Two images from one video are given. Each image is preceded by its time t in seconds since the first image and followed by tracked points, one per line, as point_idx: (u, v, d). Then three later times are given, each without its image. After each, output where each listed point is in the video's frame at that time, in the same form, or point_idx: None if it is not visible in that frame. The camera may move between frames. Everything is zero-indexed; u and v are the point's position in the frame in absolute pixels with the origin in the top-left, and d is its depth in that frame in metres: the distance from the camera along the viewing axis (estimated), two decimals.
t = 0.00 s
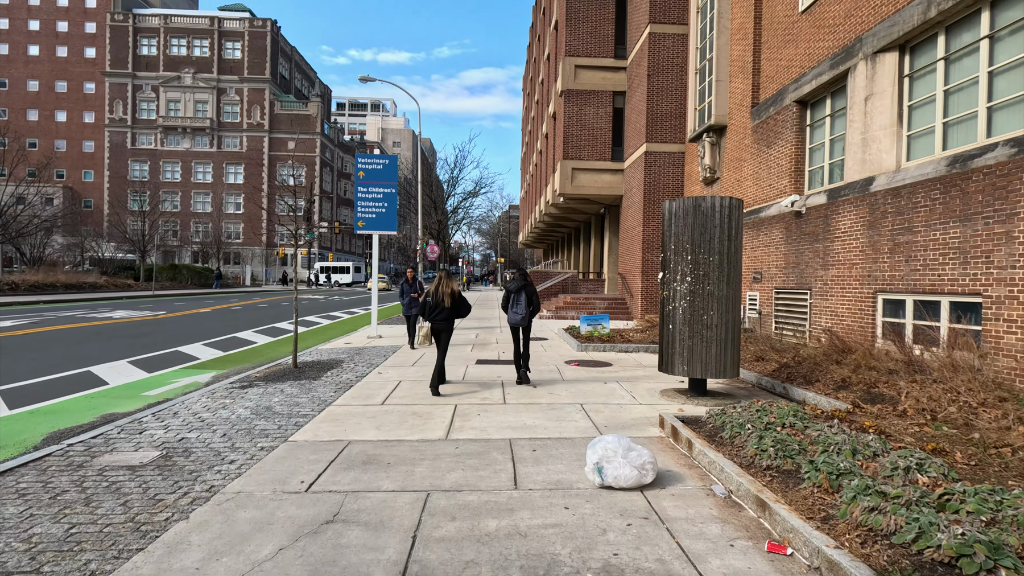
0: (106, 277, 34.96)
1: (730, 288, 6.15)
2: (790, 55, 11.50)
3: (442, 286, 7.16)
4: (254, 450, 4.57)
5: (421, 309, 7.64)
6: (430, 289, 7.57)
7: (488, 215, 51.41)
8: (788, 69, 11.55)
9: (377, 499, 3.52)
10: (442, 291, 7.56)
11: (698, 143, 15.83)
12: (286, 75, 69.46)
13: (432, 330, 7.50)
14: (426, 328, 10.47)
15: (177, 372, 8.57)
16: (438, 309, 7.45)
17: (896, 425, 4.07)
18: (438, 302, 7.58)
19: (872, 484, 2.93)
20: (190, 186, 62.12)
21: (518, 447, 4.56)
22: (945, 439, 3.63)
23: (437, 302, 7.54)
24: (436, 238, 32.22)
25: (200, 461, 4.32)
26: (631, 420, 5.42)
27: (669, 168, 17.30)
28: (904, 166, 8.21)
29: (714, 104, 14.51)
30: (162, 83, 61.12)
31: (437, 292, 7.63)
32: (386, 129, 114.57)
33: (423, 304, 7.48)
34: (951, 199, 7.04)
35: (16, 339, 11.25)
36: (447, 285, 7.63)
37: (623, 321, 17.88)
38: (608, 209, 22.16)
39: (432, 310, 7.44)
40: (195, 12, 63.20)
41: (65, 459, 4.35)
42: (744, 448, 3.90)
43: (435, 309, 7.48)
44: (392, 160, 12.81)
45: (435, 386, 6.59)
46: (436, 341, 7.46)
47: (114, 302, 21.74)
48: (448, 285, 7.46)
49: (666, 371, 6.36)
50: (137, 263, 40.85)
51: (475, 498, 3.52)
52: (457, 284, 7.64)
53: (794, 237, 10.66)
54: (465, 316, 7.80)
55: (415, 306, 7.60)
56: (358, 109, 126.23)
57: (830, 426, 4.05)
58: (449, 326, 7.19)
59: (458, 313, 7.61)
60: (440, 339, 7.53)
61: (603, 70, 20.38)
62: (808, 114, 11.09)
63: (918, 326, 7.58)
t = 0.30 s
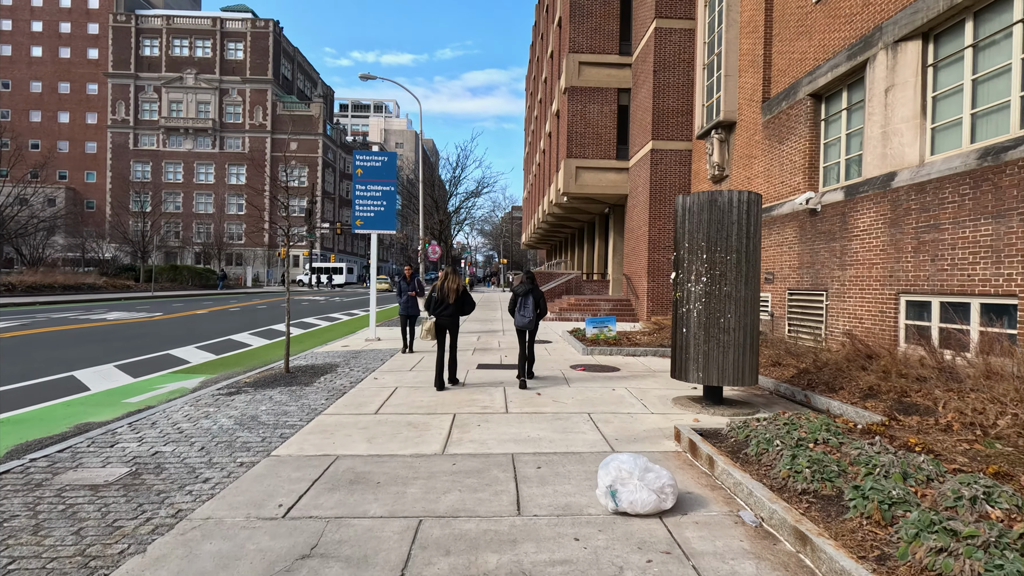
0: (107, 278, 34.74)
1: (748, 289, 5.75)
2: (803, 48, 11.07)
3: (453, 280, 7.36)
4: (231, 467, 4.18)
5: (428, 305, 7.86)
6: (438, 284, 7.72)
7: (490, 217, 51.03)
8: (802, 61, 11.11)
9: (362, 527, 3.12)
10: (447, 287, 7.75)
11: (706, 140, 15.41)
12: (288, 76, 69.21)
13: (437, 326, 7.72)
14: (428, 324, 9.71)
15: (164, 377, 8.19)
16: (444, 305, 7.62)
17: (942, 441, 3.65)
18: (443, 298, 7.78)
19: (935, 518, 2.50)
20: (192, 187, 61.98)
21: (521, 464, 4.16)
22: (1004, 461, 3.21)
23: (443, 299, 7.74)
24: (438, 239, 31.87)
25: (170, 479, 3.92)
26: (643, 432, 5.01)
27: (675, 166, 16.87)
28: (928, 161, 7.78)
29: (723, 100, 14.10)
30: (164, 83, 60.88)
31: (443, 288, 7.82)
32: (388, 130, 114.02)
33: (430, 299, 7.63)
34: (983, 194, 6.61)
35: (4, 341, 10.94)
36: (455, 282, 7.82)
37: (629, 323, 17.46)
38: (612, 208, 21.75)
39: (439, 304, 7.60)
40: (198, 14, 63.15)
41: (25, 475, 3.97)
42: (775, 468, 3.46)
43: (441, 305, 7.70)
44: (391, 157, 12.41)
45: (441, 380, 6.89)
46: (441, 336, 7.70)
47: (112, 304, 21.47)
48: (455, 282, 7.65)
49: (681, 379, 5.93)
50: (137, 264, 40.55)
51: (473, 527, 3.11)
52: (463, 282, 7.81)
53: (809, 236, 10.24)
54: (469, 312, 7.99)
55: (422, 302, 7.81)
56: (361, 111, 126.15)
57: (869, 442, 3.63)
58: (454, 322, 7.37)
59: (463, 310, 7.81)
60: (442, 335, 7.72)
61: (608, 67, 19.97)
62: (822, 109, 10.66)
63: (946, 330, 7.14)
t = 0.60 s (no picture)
0: (104, 279, 34.40)
1: (766, 290, 5.34)
2: (814, 39, 10.65)
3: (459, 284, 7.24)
4: (200, 486, 3.78)
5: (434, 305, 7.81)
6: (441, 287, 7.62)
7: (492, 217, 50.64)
8: (813, 54, 10.69)
9: (337, 563, 2.72)
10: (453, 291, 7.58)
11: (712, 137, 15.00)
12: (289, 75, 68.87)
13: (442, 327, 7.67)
14: (434, 324, 9.44)
15: (147, 382, 7.80)
16: (448, 308, 7.53)
17: (993, 462, 3.24)
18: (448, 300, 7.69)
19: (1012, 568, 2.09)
20: (192, 187, 61.69)
21: (519, 484, 3.76)
22: None
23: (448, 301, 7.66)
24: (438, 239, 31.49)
25: (130, 502, 3.53)
26: (652, 446, 4.60)
27: (680, 164, 16.47)
28: (950, 155, 7.37)
29: (729, 95, 13.70)
30: (164, 83, 60.63)
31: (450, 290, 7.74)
32: (390, 130, 113.67)
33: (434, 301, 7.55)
34: (1014, 189, 6.20)
35: None
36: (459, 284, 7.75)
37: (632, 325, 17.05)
38: (615, 208, 21.35)
39: (443, 306, 7.53)
40: (199, 13, 62.91)
41: None
42: (807, 493, 3.05)
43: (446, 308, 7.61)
44: (388, 154, 12.02)
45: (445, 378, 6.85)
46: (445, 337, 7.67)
47: (106, 304, 21.12)
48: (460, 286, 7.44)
49: (692, 387, 5.52)
50: (135, 264, 40.28)
51: (464, 564, 2.71)
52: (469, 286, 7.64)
53: (821, 235, 9.83)
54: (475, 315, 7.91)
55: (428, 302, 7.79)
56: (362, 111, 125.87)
57: (912, 464, 3.22)
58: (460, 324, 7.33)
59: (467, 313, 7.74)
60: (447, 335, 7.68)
61: (611, 64, 19.58)
62: (835, 103, 10.25)
63: (972, 333, 6.72)
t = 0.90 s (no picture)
0: (98, 275, 33.90)
1: (782, 288, 4.94)
2: (824, 25, 10.22)
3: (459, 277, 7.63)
4: (155, 508, 3.37)
5: (436, 301, 8.15)
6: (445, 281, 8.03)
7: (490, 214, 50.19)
8: (823, 41, 10.26)
9: None
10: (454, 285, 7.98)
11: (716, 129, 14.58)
12: (286, 70, 68.21)
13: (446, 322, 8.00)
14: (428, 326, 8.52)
15: (123, 384, 7.37)
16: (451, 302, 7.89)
17: None
18: (450, 295, 8.03)
19: None
20: (189, 182, 61.11)
21: (513, 506, 3.35)
22: None
23: (450, 296, 8.01)
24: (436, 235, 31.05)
25: (72, 527, 3.12)
26: (660, 460, 4.19)
27: (682, 157, 16.04)
28: (974, 145, 6.94)
29: (735, 86, 13.28)
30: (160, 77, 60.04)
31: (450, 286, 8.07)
32: (389, 126, 112.99)
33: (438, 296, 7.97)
34: None
35: None
36: (462, 280, 8.20)
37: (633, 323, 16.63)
38: (615, 203, 20.91)
39: (446, 301, 7.95)
40: (196, 7, 62.31)
41: None
42: (845, 522, 2.65)
43: (449, 303, 7.95)
44: (381, 145, 11.56)
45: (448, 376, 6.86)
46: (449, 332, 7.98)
47: (95, 301, 20.66)
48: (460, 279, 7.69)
49: (702, 393, 5.11)
50: (130, 260, 39.85)
51: None
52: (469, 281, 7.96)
53: (832, 229, 9.42)
54: (477, 308, 8.28)
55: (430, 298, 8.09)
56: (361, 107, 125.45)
57: (964, 489, 2.80)
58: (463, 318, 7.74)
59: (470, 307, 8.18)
60: (452, 330, 8.00)
61: (612, 55, 19.13)
62: (847, 92, 9.81)
63: (997, 334, 6.31)
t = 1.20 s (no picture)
0: (93, 274, 33.48)
1: (805, 289, 4.53)
2: (837, 13, 9.79)
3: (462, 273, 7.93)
4: (106, 538, 2.97)
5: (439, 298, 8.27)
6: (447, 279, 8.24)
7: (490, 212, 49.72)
8: (835, 30, 9.83)
9: None
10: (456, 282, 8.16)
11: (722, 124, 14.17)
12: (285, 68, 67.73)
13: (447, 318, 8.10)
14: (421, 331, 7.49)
15: (100, 390, 6.98)
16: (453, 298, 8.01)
17: None
18: (452, 292, 8.16)
19: None
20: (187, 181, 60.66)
21: (512, 536, 2.95)
22: None
23: (452, 293, 8.14)
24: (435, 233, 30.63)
25: (6, 562, 2.72)
26: (675, 478, 3.79)
27: (686, 153, 15.63)
28: (1001, 136, 6.52)
29: (741, 78, 12.87)
30: (158, 75, 59.54)
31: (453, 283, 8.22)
32: (388, 124, 112.47)
33: (439, 292, 8.09)
34: None
35: None
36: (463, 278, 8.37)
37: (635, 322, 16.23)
38: (617, 200, 20.49)
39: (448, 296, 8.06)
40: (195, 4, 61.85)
41: None
42: (900, 562, 2.27)
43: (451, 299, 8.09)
44: (376, 139, 11.16)
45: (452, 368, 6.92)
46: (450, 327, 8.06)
47: (87, 300, 20.24)
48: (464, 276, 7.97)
49: (718, 401, 4.72)
50: (127, 259, 39.48)
51: None
52: (472, 279, 8.13)
53: (845, 226, 9.03)
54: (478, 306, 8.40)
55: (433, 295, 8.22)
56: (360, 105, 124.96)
57: None
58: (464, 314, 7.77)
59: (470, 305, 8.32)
60: (453, 325, 8.09)
61: (614, 49, 18.71)
62: (861, 82, 9.40)
63: None
